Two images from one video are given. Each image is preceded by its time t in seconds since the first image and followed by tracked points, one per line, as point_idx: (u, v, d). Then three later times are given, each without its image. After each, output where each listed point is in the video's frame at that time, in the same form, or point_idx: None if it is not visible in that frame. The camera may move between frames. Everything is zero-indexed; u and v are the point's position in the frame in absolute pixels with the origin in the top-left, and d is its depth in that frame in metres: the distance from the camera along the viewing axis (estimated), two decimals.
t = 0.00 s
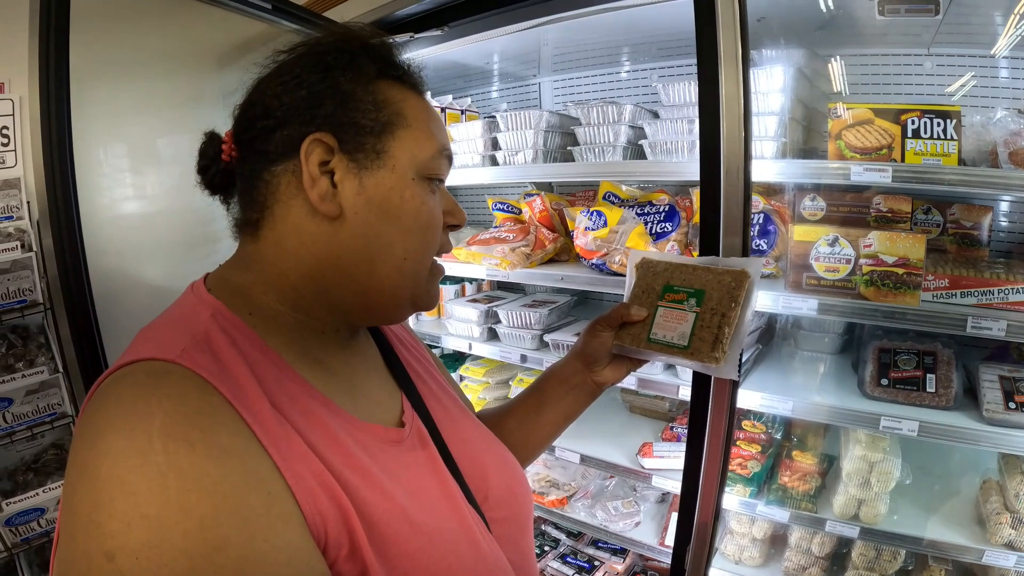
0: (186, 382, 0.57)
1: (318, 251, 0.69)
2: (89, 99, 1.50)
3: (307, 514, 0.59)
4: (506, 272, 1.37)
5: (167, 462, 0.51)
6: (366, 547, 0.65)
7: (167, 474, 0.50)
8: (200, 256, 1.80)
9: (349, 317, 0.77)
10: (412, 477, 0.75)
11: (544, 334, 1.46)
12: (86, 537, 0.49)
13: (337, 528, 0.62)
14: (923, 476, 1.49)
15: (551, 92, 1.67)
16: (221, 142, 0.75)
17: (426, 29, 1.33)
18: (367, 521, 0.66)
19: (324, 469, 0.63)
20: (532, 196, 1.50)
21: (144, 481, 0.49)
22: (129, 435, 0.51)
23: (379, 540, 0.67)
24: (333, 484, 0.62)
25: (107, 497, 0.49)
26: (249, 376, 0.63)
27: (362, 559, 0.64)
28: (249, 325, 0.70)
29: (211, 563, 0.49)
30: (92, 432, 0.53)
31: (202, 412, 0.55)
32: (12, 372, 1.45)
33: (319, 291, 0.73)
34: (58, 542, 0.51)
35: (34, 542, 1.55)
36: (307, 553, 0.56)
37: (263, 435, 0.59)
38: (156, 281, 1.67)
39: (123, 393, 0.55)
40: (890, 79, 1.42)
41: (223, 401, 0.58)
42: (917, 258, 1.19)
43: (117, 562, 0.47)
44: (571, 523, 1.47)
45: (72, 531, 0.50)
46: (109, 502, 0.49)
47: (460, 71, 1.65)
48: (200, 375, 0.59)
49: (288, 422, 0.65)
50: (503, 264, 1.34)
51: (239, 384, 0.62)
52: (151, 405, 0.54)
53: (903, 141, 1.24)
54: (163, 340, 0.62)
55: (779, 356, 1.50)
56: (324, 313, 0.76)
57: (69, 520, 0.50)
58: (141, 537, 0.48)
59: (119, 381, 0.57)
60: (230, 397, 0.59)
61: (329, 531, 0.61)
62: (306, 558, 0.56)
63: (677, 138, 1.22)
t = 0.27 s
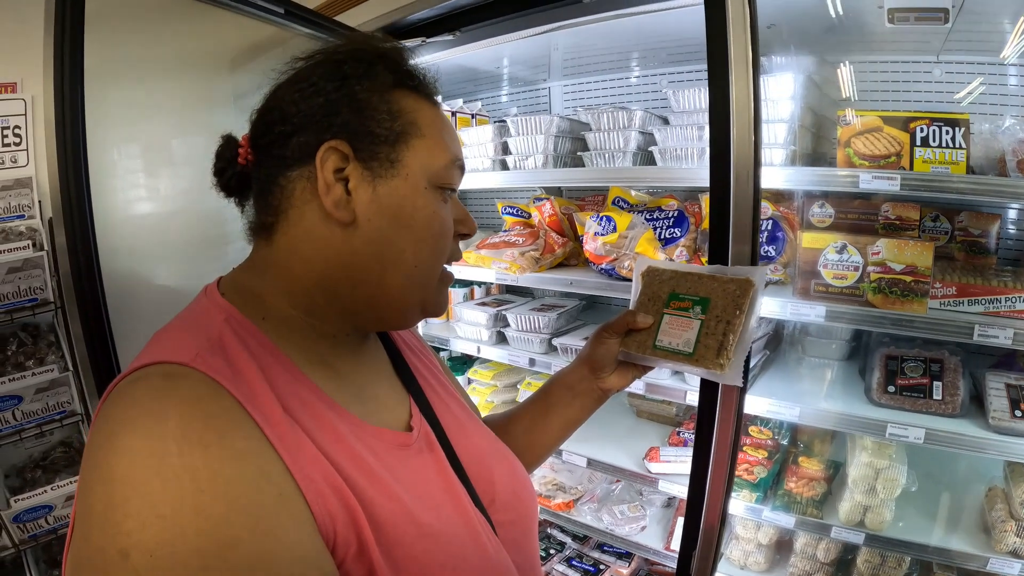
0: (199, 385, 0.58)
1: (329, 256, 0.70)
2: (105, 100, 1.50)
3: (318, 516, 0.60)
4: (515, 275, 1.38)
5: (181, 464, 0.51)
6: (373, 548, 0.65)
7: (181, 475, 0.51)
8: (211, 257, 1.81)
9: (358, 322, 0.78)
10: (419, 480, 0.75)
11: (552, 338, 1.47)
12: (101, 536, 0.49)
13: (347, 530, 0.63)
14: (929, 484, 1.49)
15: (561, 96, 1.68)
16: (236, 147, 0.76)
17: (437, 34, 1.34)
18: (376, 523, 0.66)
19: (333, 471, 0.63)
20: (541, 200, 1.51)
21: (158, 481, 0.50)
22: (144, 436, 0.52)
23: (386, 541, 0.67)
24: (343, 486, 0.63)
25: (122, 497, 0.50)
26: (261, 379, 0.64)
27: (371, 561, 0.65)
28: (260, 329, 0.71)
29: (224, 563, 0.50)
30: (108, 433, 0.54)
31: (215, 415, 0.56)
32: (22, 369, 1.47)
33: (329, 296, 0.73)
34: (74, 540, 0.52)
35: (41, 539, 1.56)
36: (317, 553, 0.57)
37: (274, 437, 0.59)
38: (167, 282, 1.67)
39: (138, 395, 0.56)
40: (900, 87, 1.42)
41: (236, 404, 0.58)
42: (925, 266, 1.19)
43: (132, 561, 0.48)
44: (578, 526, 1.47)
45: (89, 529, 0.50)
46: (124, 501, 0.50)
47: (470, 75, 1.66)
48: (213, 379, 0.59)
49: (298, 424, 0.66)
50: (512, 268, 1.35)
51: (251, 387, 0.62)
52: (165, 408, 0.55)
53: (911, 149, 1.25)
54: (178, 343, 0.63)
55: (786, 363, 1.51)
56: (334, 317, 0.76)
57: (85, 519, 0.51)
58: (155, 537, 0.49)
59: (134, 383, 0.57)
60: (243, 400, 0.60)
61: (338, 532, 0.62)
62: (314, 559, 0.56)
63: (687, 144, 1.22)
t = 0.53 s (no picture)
0: (201, 381, 0.58)
1: (333, 255, 0.70)
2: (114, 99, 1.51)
3: (319, 513, 0.60)
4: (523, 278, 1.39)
5: (183, 460, 0.51)
6: (373, 545, 0.65)
7: (183, 470, 0.51)
8: (219, 256, 1.82)
9: (361, 322, 0.78)
10: (421, 479, 0.75)
11: (559, 340, 1.47)
12: (102, 530, 0.49)
13: (348, 528, 0.63)
14: (936, 490, 1.48)
15: (570, 99, 1.68)
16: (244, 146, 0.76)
17: (446, 36, 1.35)
18: (376, 521, 0.67)
19: (335, 469, 0.63)
20: (550, 203, 1.52)
21: (161, 476, 0.50)
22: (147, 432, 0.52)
23: (387, 538, 0.67)
24: (344, 484, 0.63)
25: (124, 490, 0.50)
26: (264, 377, 0.64)
27: (371, 559, 0.65)
28: (264, 328, 0.71)
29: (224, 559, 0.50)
30: (110, 429, 0.54)
31: (217, 412, 0.56)
32: (31, 366, 1.47)
33: (333, 295, 0.74)
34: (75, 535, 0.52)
35: (46, 535, 1.56)
36: (319, 550, 0.57)
37: (276, 435, 0.59)
38: (176, 281, 1.68)
39: (141, 391, 0.56)
40: (908, 91, 1.41)
41: (238, 402, 0.59)
42: (933, 271, 1.18)
43: (132, 555, 0.48)
44: (583, 529, 1.47)
45: (90, 523, 0.50)
46: (126, 496, 0.49)
47: (479, 78, 1.67)
48: (216, 376, 0.59)
49: (301, 422, 0.66)
50: (520, 270, 1.35)
51: (254, 385, 0.62)
52: (168, 404, 0.55)
53: (919, 154, 1.24)
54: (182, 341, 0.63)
55: (791, 367, 1.51)
56: (337, 317, 0.77)
57: (86, 513, 0.51)
58: (157, 531, 0.48)
59: (137, 380, 0.57)
60: (246, 398, 0.60)
61: (339, 530, 0.62)
62: (314, 556, 0.56)
63: (695, 148, 1.22)
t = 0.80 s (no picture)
0: (205, 380, 0.58)
1: (339, 256, 0.70)
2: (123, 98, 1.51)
3: (322, 514, 0.60)
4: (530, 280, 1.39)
5: (186, 458, 0.51)
6: (375, 546, 0.65)
7: (186, 468, 0.51)
8: (226, 256, 1.82)
9: (366, 323, 0.78)
10: (424, 480, 0.75)
11: (566, 343, 1.47)
12: (107, 526, 0.49)
13: (350, 529, 0.63)
14: (944, 497, 1.48)
15: (578, 103, 1.68)
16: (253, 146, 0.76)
17: (454, 38, 1.35)
18: (379, 522, 0.66)
19: (338, 470, 0.63)
20: (557, 206, 1.51)
21: (164, 473, 0.50)
22: (151, 429, 0.52)
23: (389, 539, 0.67)
24: (347, 485, 0.63)
25: (128, 488, 0.50)
26: (268, 377, 0.64)
27: (373, 559, 0.65)
28: (270, 328, 0.71)
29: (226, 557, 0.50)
30: (115, 425, 0.54)
31: (221, 411, 0.56)
32: (38, 364, 1.48)
33: (338, 296, 0.74)
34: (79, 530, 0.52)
35: (51, 532, 1.57)
36: (320, 550, 0.57)
37: (280, 434, 0.59)
38: (183, 281, 1.68)
39: (146, 389, 0.56)
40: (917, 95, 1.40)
41: (242, 401, 0.58)
42: (941, 276, 1.18)
43: (136, 550, 0.48)
44: (588, 532, 1.47)
45: (93, 519, 0.50)
46: (129, 493, 0.50)
47: (487, 80, 1.68)
48: (220, 375, 0.59)
49: (305, 423, 0.65)
50: (527, 272, 1.36)
51: (259, 384, 0.62)
52: (172, 402, 0.54)
53: (928, 159, 1.24)
54: (187, 339, 0.63)
55: (798, 372, 1.50)
56: (342, 318, 0.76)
57: (89, 508, 0.51)
58: (160, 528, 0.48)
59: (143, 378, 0.58)
60: (249, 397, 0.59)
61: (341, 530, 0.62)
62: (316, 557, 0.56)
63: (703, 152, 1.22)
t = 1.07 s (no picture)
0: (205, 374, 0.58)
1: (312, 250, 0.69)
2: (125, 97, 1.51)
3: (319, 510, 0.60)
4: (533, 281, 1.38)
5: (184, 451, 0.51)
6: (373, 543, 0.65)
7: (183, 461, 0.51)
8: (228, 256, 1.82)
9: (360, 323, 0.77)
10: (423, 478, 0.75)
11: (569, 344, 1.47)
12: (103, 517, 0.49)
13: (347, 525, 0.62)
14: (947, 499, 1.47)
15: (581, 103, 1.68)
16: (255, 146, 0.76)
17: (458, 38, 1.35)
18: (377, 519, 0.66)
19: (337, 467, 0.63)
20: (560, 206, 1.51)
21: (161, 466, 0.50)
22: (151, 421, 0.52)
23: (387, 536, 0.67)
24: (345, 482, 0.62)
25: (126, 481, 0.50)
26: (268, 372, 0.64)
27: (370, 556, 0.65)
28: (271, 326, 0.71)
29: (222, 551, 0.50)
30: (114, 417, 0.54)
31: (220, 405, 0.56)
32: (40, 363, 1.48)
33: (320, 294, 0.72)
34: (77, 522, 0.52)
35: (52, 531, 1.57)
36: (317, 546, 0.57)
37: (278, 430, 0.59)
38: (185, 281, 1.68)
39: (146, 382, 0.56)
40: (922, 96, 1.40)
41: (241, 396, 0.58)
42: (945, 278, 1.18)
43: (132, 542, 0.48)
44: (590, 534, 1.47)
45: (91, 511, 0.50)
46: (127, 484, 0.49)
47: (490, 80, 1.68)
48: (221, 369, 0.59)
49: (305, 419, 0.65)
50: (530, 273, 1.35)
51: (258, 380, 0.62)
52: (172, 396, 0.54)
53: (932, 160, 1.24)
54: (189, 334, 0.63)
55: (801, 374, 1.50)
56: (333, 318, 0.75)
57: (89, 500, 0.51)
58: (156, 521, 0.48)
59: (144, 371, 0.57)
60: (249, 391, 0.59)
61: (338, 526, 0.62)
62: (313, 553, 0.56)
63: (707, 153, 1.22)
